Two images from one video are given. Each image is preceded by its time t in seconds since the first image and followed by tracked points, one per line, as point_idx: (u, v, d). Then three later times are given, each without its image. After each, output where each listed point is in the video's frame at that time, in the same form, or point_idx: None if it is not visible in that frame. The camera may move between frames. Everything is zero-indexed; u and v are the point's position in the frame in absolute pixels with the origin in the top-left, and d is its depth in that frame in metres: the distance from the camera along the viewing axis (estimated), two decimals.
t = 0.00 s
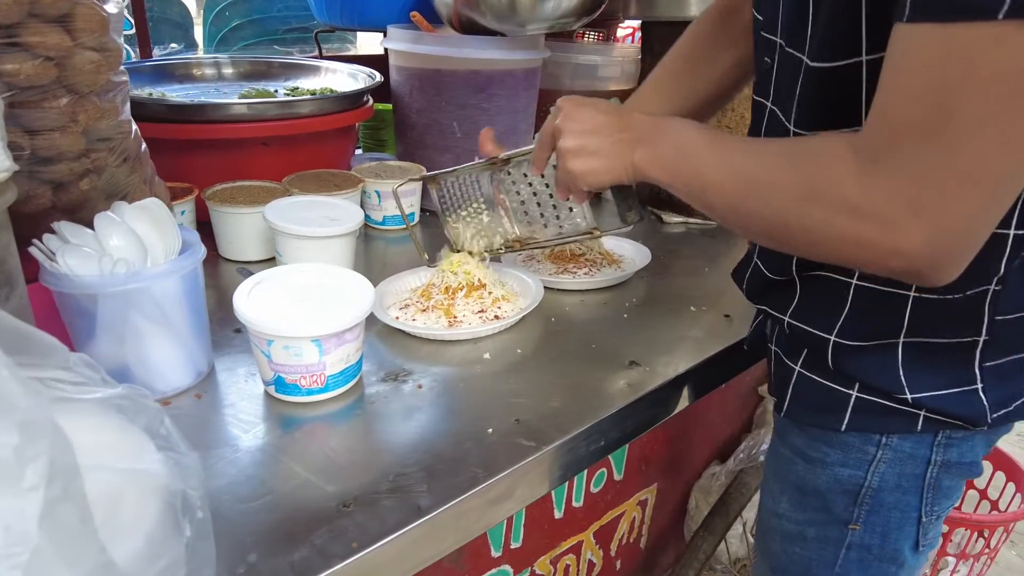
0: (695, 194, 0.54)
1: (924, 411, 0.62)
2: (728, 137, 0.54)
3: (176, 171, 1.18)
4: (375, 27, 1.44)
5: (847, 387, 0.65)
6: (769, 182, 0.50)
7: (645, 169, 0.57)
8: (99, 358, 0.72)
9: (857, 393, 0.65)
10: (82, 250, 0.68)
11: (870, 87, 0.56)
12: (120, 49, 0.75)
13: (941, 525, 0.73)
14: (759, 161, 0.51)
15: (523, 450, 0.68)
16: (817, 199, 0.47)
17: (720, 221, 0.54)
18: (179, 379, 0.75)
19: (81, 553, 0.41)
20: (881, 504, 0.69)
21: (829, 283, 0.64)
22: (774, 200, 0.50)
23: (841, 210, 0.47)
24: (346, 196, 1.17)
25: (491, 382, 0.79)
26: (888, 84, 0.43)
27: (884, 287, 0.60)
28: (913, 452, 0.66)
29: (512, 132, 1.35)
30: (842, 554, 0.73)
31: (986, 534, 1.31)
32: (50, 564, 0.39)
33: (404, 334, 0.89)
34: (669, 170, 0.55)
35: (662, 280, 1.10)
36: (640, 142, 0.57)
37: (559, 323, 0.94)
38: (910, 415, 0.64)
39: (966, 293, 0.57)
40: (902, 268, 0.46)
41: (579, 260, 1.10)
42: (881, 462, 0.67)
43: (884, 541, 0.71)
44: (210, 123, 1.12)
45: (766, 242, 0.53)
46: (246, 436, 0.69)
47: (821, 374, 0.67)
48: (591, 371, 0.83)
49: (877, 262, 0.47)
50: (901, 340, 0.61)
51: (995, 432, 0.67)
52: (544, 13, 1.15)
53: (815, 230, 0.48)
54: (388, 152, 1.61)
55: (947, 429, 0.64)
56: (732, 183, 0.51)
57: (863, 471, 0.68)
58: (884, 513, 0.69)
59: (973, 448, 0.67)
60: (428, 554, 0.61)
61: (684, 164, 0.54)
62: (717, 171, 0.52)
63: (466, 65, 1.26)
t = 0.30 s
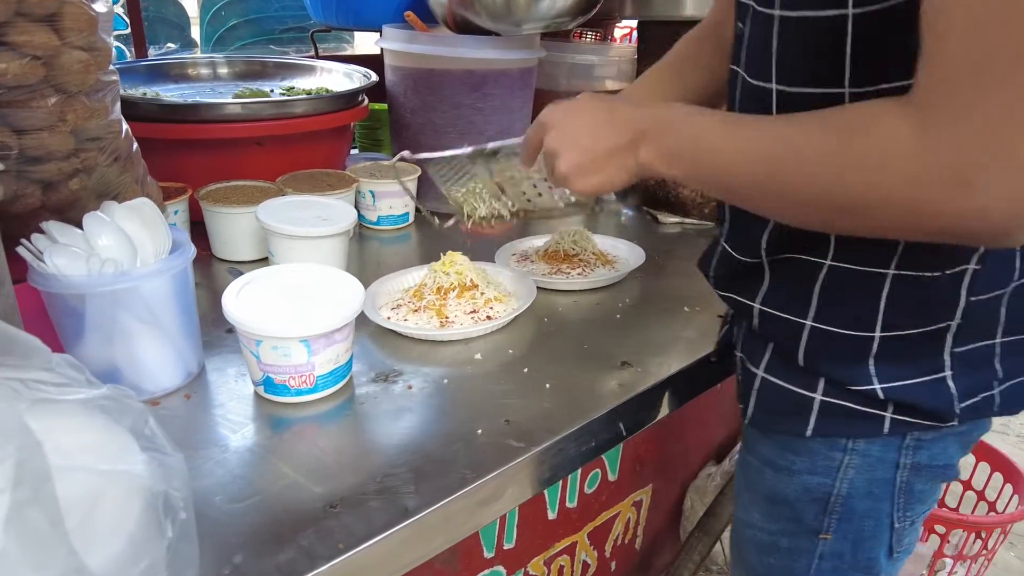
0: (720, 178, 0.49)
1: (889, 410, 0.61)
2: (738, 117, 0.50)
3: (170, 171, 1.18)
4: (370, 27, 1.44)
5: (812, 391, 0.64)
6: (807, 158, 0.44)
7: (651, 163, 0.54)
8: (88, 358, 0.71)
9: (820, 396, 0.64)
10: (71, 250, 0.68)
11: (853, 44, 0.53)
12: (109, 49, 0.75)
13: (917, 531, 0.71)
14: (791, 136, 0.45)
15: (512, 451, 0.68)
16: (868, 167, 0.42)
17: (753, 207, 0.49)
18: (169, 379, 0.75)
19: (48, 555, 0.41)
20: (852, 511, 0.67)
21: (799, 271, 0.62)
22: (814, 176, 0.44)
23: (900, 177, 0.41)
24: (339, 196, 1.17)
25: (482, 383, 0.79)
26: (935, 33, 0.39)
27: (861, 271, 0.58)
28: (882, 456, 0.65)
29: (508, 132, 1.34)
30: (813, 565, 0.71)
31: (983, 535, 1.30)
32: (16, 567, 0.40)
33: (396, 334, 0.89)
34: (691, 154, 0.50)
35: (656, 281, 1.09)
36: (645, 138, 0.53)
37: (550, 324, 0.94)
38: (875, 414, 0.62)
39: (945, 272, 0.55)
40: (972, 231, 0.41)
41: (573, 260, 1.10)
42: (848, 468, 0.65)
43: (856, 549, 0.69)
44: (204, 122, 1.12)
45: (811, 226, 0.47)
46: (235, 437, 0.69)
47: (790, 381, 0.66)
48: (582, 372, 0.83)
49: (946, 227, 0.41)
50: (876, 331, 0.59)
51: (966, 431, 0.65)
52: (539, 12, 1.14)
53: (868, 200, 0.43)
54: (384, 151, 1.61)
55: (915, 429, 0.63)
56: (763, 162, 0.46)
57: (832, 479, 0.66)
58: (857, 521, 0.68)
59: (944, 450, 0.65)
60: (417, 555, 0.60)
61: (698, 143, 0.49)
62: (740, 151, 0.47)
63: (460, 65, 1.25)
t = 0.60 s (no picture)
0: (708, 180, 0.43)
1: (819, 415, 0.59)
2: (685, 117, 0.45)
3: (168, 171, 1.19)
4: (367, 27, 1.44)
5: (737, 401, 0.62)
6: (806, 136, 0.39)
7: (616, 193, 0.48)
8: (84, 357, 0.72)
9: (747, 406, 0.61)
10: (67, 250, 0.69)
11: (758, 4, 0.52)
12: (105, 50, 0.76)
13: (870, 535, 0.68)
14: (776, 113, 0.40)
15: (504, 448, 0.69)
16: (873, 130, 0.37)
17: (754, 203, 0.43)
18: (165, 377, 0.76)
19: (39, 549, 0.42)
20: (790, 519, 0.65)
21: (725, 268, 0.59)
22: (818, 152, 0.39)
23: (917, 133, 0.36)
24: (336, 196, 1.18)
25: (475, 382, 0.80)
26: None
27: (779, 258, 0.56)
28: (816, 463, 0.62)
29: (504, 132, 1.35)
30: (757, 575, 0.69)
31: (979, 535, 1.30)
32: (10, 561, 0.41)
33: (391, 333, 0.89)
34: (667, 158, 0.44)
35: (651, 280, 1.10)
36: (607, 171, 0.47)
37: (543, 323, 0.95)
38: (805, 419, 0.59)
39: (866, 247, 0.53)
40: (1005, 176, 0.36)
41: (567, 260, 1.10)
42: (782, 477, 0.62)
43: (799, 557, 0.67)
44: (200, 123, 1.13)
45: (796, 207, 0.42)
46: (230, 435, 0.70)
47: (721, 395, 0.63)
48: (575, 371, 0.83)
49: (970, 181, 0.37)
50: (802, 320, 0.56)
51: (907, 435, 0.62)
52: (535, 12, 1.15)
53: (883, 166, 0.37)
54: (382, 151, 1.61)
55: (847, 433, 0.60)
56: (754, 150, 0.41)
57: (766, 488, 0.64)
58: (797, 528, 0.65)
59: (886, 454, 0.62)
60: (409, 551, 0.61)
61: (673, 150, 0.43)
62: (724, 142, 0.41)
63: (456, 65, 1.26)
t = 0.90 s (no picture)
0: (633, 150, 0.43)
1: (748, 406, 0.62)
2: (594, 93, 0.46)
3: (173, 174, 1.20)
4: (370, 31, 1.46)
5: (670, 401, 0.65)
6: (713, 97, 0.40)
7: (554, 175, 0.48)
8: (92, 358, 0.73)
9: (678, 405, 0.64)
10: (76, 253, 0.70)
11: (624, 11, 0.55)
12: (113, 56, 0.78)
13: (822, 532, 0.69)
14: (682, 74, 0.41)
15: (505, 449, 0.70)
16: (775, 80, 0.38)
17: (677, 169, 0.44)
18: (171, 378, 0.77)
19: (65, 540, 0.42)
20: (731, 514, 0.66)
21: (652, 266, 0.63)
22: (728, 110, 0.40)
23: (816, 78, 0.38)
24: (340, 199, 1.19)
25: (476, 383, 0.81)
26: None
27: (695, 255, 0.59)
28: (750, 454, 0.64)
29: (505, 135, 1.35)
30: (706, 571, 0.70)
31: (977, 534, 1.31)
32: (36, 553, 0.41)
33: (394, 335, 0.91)
34: (590, 134, 0.44)
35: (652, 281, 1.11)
36: (538, 149, 0.47)
37: (543, 325, 0.96)
38: (737, 413, 0.62)
39: (761, 227, 0.56)
40: (903, 112, 0.38)
41: (568, 262, 1.11)
42: (719, 471, 0.65)
43: (745, 551, 0.68)
44: (205, 126, 1.14)
45: (706, 169, 0.43)
46: (235, 435, 0.71)
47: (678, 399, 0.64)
48: (575, 372, 0.85)
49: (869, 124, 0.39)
50: (716, 304, 0.60)
51: (840, 424, 0.63)
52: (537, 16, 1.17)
53: (794, 114, 0.39)
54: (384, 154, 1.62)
55: (775, 422, 0.63)
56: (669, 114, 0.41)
57: (706, 483, 0.66)
58: (739, 523, 0.67)
59: (823, 446, 0.64)
60: (412, 549, 0.62)
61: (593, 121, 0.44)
62: (640, 110, 0.42)
63: (460, 71, 1.27)
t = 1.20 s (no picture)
0: (571, 137, 0.48)
1: (712, 398, 0.62)
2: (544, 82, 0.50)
3: (178, 173, 1.20)
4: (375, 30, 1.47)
5: (638, 395, 0.65)
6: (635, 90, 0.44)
7: (509, 156, 0.53)
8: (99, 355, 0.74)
9: (647, 400, 0.65)
10: (85, 251, 0.70)
11: (577, 16, 0.57)
12: (121, 55, 0.78)
13: (798, 526, 0.68)
14: (607, 72, 0.45)
15: (510, 447, 0.70)
16: (686, 75, 0.42)
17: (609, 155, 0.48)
18: (178, 375, 0.77)
19: (83, 528, 0.43)
20: (702, 507, 0.67)
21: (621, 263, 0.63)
22: (649, 100, 0.44)
23: (721, 72, 0.41)
24: (344, 198, 1.19)
25: (481, 382, 0.81)
26: None
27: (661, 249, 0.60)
28: (716, 448, 0.65)
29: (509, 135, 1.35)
30: (680, 565, 0.71)
31: (981, 535, 1.32)
32: (53, 541, 0.41)
33: (398, 333, 0.91)
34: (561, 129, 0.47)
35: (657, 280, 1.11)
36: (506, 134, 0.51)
37: (547, 324, 0.96)
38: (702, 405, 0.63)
39: (706, 215, 0.57)
40: (809, 96, 0.41)
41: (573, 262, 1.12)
42: (687, 464, 0.66)
43: (718, 544, 0.68)
44: (211, 126, 1.14)
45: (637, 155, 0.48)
46: (241, 432, 0.71)
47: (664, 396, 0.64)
48: (579, 370, 0.85)
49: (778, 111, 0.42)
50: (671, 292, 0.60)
51: (808, 417, 0.64)
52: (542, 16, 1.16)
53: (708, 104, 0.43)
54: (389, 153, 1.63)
55: (740, 415, 0.63)
56: (599, 107, 0.46)
57: (675, 476, 0.67)
58: (710, 516, 0.67)
59: (790, 440, 0.64)
60: (419, 546, 0.63)
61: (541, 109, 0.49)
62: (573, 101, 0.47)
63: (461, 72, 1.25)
